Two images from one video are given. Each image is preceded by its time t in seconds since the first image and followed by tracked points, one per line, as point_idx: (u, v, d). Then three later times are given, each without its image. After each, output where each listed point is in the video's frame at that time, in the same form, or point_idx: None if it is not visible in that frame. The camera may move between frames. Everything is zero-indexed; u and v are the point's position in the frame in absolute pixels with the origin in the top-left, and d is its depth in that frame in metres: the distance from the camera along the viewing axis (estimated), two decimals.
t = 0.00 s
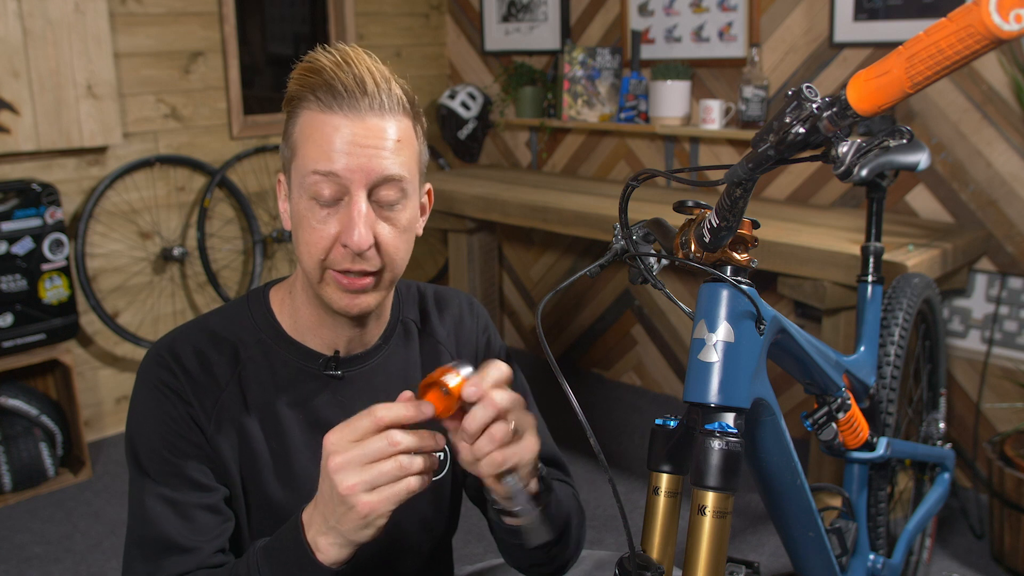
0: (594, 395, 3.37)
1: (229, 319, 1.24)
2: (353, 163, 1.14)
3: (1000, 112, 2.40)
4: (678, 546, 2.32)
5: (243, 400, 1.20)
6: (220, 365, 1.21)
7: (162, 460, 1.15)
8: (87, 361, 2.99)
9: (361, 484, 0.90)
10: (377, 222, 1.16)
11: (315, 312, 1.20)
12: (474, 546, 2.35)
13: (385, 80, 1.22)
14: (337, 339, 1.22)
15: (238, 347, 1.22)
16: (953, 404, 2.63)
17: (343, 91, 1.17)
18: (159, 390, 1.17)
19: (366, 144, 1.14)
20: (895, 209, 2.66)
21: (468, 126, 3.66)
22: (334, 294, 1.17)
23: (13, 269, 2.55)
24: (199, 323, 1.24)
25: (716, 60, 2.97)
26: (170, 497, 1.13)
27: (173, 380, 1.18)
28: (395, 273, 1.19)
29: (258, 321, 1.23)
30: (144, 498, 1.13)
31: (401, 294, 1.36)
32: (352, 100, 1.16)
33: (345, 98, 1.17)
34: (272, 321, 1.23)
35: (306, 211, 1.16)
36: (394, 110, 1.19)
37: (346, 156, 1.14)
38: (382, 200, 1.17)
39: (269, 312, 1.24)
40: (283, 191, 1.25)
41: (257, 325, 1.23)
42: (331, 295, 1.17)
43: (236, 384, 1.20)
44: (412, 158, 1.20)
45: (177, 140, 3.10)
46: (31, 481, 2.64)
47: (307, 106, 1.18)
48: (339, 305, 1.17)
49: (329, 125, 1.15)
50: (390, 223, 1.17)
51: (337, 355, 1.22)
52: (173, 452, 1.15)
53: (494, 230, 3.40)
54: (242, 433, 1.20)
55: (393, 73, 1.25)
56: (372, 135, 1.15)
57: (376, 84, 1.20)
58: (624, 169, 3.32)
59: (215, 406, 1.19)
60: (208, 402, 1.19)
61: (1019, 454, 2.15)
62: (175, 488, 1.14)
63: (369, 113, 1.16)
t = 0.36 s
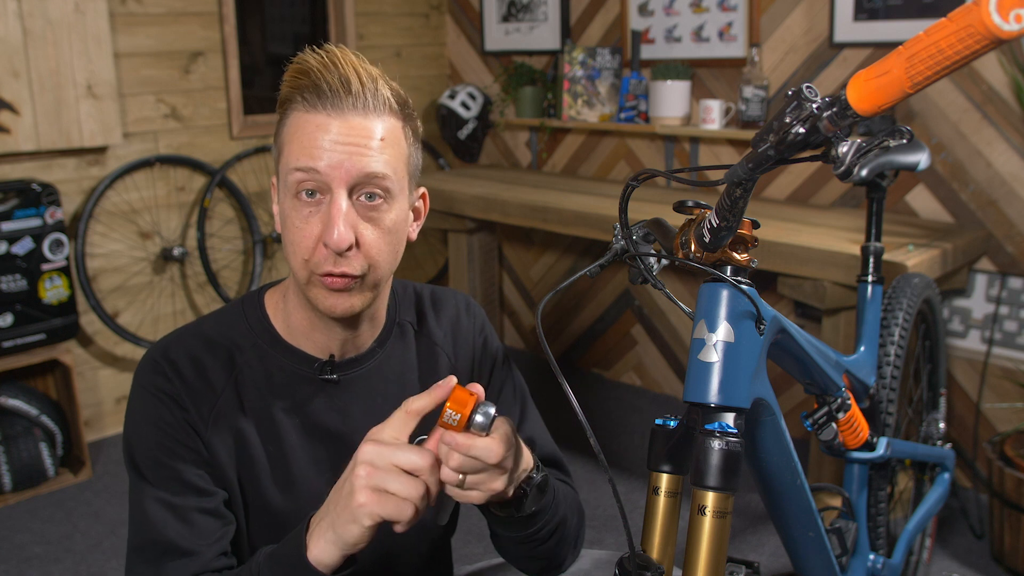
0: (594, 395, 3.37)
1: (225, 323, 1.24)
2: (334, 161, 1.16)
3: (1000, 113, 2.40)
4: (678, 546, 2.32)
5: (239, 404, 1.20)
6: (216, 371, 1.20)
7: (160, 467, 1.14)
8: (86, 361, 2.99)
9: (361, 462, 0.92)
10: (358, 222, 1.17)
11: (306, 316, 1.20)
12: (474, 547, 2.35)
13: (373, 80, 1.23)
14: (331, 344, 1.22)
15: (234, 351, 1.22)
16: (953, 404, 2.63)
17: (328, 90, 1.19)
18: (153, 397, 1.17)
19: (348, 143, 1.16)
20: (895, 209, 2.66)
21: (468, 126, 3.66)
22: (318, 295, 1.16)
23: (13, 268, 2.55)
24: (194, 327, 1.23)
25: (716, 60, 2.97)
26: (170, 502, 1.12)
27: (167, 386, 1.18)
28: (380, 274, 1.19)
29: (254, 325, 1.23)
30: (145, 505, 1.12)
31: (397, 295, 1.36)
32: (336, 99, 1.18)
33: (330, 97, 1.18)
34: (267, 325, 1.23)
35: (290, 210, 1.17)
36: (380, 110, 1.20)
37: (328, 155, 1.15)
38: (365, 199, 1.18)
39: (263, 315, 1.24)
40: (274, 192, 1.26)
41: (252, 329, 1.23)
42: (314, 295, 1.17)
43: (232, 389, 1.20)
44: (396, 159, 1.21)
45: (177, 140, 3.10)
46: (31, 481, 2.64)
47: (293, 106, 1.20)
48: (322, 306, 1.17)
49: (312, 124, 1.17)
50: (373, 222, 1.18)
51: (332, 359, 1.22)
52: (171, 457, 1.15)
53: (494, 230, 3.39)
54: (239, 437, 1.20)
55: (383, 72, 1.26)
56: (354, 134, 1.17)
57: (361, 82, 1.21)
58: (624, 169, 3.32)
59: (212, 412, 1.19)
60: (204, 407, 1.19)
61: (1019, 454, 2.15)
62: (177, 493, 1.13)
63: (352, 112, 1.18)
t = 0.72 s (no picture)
0: (594, 395, 3.37)
1: (226, 320, 1.24)
2: (310, 163, 1.15)
3: (1000, 113, 2.40)
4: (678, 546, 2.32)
5: (237, 402, 1.20)
6: (216, 368, 1.21)
7: (149, 454, 1.13)
8: (87, 361, 2.99)
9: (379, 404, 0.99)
10: (333, 224, 1.16)
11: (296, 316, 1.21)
12: (474, 547, 2.34)
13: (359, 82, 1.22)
14: (326, 344, 1.22)
15: (233, 350, 1.22)
16: (954, 404, 2.63)
17: (310, 91, 1.19)
18: (152, 386, 1.17)
19: (324, 145, 1.16)
20: (895, 209, 2.66)
21: (468, 126, 3.66)
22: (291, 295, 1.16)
23: (13, 269, 2.55)
24: (195, 324, 1.24)
25: (716, 60, 2.97)
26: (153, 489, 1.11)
27: (167, 378, 1.18)
28: (354, 277, 1.18)
29: (253, 324, 1.23)
30: (128, 489, 1.11)
31: (395, 294, 1.36)
32: (316, 101, 1.18)
33: (311, 98, 1.18)
34: (264, 323, 1.23)
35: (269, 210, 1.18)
36: (361, 112, 1.20)
37: (304, 157, 1.15)
38: (341, 201, 1.17)
39: (261, 313, 1.24)
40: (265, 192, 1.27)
41: (252, 328, 1.23)
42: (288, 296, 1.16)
43: (230, 387, 1.21)
44: (375, 162, 1.20)
45: (177, 140, 3.10)
46: (31, 481, 2.64)
47: (278, 107, 1.20)
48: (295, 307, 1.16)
49: (292, 126, 1.17)
50: (348, 225, 1.17)
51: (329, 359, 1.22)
52: (162, 447, 1.14)
53: (494, 230, 3.39)
54: (233, 438, 1.20)
55: (374, 73, 1.24)
56: (331, 136, 1.16)
57: (344, 84, 1.20)
58: (624, 169, 3.32)
59: (210, 409, 1.19)
60: (203, 404, 1.19)
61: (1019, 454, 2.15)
62: (161, 482, 1.12)
63: (332, 114, 1.17)
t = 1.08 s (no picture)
0: (594, 395, 3.38)
1: (228, 323, 1.24)
2: (329, 179, 1.14)
3: (1000, 112, 2.40)
4: (677, 546, 2.31)
5: (240, 404, 1.20)
6: (219, 370, 1.20)
7: (154, 456, 1.13)
8: (86, 361, 2.99)
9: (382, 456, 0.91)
10: (351, 240, 1.16)
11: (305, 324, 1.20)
12: (474, 546, 2.34)
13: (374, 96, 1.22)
14: (331, 348, 1.21)
15: (237, 352, 1.22)
16: (953, 404, 2.63)
17: (327, 106, 1.18)
18: (156, 387, 1.17)
19: (343, 162, 1.15)
20: (895, 209, 2.66)
21: (468, 126, 3.66)
22: (307, 310, 1.15)
23: (13, 269, 2.55)
24: (197, 326, 1.23)
25: (716, 61, 2.97)
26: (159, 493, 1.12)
27: (170, 379, 1.18)
28: (372, 292, 1.18)
29: (258, 326, 1.23)
30: (135, 494, 1.11)
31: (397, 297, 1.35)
32: (334, 117, 1.17)
33: (328, 114, 1.17)
34: (270, 327, 1.22)
35: (286, 224, 1.17)
36: (378, 128, 1.19)
37: (323, 173, 1.14)
38: (359, 217, 1.17)
39: (268, 316, 1.23)
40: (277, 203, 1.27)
41: (256, 330, 1.23)
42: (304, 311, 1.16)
43: (234, 388, 1.20)
44: (391, 178, 1.19)
45: (177, 140, 3.10)
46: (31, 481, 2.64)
47: (294, 121, 1.19)
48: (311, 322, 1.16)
49: (310, 141, 1.16)
50: (366, 241, 1.17)
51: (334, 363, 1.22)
52: (166, 449, 1.14)
53: (494, 230, 3.40)
54: (238, 439, 1.20)
55: (388, 87, 1.24)
56: (351, 153, 1.15)
57: (361, 99, 1.19)
58: (624, 169, 3.31)
59: (213, 411, 1.19)
60: (207, 406, 1.19)
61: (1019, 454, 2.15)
62: (167, 484, 1.13)
63: (350, 130, 1.17)
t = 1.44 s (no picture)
0: (594, 395, 3.37)
1: (245, 314, 1.24)
2: (377, 177, 1.15)
3: (1000, 112, 2.40)
4: (678, 546, 2.31)
5: (254, 396, 1.21)
6: (233, 360, 1.21)
7: (166, 445, 1.14)
8: (86, 361, 2.99)
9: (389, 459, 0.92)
10: (397, 237, 1.17)
11: (333, 317, 1.20)
12: (474, 546, 2.34)
13: (416, 95, 1.22)
14: (353, 344, 1.22)
15: (254, 345, 1.22)
16: (953, 404, 2.63)
17: (373, 104, 1.18)
18: (171, 375, 1.18)
19: (391, 159, 1.15)
20: (895, 209, 2.66)
21: (468, 126, 3.66)
22: (352, 305, 1.17)
23: (13, 268, 2.55)
24: (212, 317, 1.24)
25: (716, 61, 2.97)
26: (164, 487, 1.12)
27: (185, 368, 1.19)
28: (414, 288, 1.20)
29: (276, 319, 1.23)
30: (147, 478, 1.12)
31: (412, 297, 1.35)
32: (381, 114, 1.18)
33: (374, 111, 1.18)
34: (289, 320, 1.22)
35: (330, 220, 1.17)
36: (423, 126, 1.20)
37: (371, 170, 1.15)
38: (404, 214, 1.17)
39: (286, 310, 1.23)
40: (308, 197, 1.26)
41: (273, 323, 1.23)
42: (349, 306, 1.17)
43: (248, 379, 1.21)
44: (435, 175, 1.20)
45: (177, 140, 3.10)
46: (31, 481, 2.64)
47: (337, 117, 1.19)
48: (355, 317, 1.17)
49: (357, 138, 1.16)
50: (411, 238, 1.18)
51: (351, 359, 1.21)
52: (179, 436, 1.15)
53: (494, 230, 3.40)
54: (250, 434, 1.20)
55: (427, 87, 1.25)
56: (399, 151, 1.16)
57: (406, 98, 1.20)
58: (625, 169, 3.31)
59: (226, 400, 1.20)
60: (220, 395, 1.20)
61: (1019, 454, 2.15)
62: (182, 469, 1.14)
63: (397, 128, 1.17)
